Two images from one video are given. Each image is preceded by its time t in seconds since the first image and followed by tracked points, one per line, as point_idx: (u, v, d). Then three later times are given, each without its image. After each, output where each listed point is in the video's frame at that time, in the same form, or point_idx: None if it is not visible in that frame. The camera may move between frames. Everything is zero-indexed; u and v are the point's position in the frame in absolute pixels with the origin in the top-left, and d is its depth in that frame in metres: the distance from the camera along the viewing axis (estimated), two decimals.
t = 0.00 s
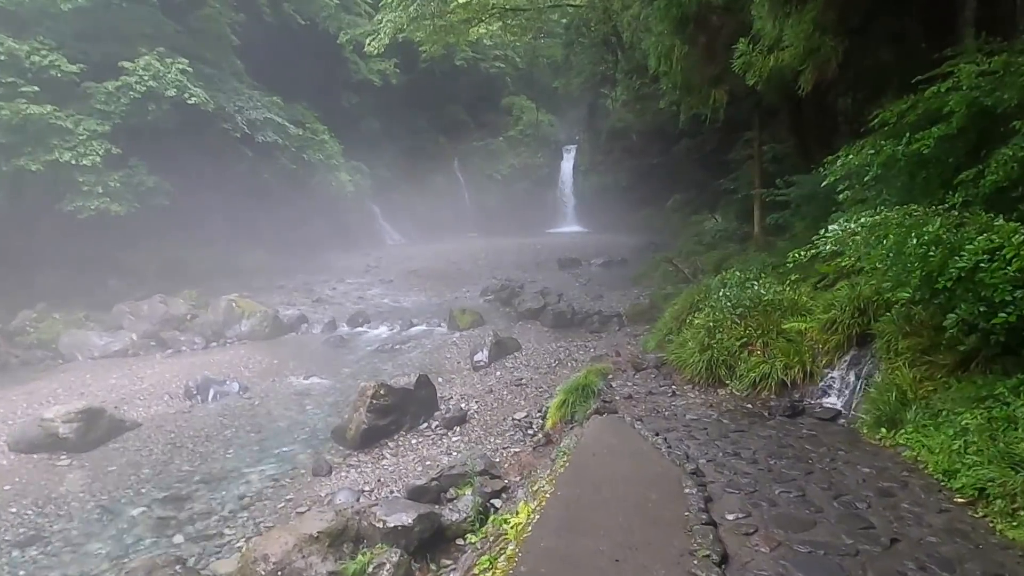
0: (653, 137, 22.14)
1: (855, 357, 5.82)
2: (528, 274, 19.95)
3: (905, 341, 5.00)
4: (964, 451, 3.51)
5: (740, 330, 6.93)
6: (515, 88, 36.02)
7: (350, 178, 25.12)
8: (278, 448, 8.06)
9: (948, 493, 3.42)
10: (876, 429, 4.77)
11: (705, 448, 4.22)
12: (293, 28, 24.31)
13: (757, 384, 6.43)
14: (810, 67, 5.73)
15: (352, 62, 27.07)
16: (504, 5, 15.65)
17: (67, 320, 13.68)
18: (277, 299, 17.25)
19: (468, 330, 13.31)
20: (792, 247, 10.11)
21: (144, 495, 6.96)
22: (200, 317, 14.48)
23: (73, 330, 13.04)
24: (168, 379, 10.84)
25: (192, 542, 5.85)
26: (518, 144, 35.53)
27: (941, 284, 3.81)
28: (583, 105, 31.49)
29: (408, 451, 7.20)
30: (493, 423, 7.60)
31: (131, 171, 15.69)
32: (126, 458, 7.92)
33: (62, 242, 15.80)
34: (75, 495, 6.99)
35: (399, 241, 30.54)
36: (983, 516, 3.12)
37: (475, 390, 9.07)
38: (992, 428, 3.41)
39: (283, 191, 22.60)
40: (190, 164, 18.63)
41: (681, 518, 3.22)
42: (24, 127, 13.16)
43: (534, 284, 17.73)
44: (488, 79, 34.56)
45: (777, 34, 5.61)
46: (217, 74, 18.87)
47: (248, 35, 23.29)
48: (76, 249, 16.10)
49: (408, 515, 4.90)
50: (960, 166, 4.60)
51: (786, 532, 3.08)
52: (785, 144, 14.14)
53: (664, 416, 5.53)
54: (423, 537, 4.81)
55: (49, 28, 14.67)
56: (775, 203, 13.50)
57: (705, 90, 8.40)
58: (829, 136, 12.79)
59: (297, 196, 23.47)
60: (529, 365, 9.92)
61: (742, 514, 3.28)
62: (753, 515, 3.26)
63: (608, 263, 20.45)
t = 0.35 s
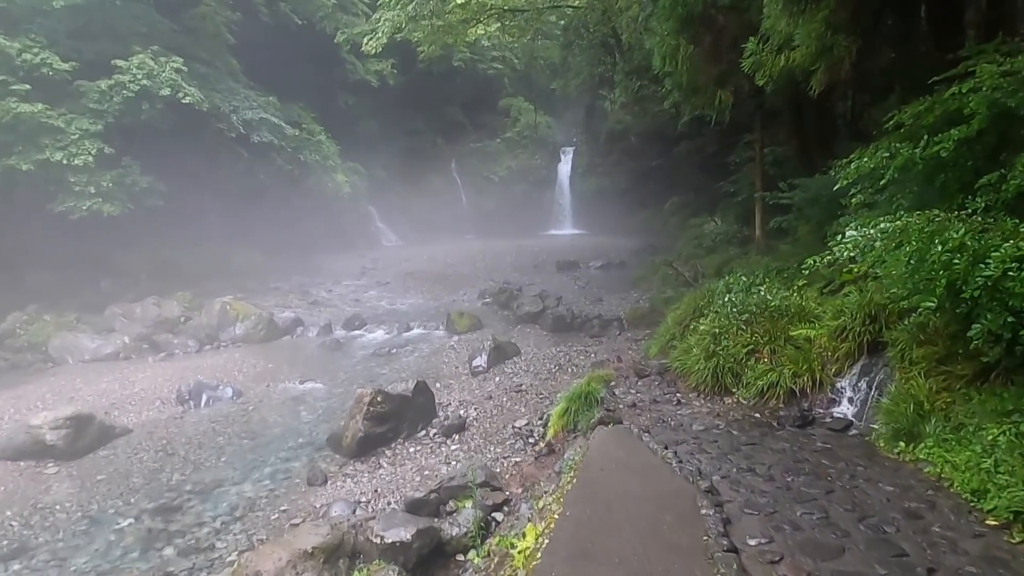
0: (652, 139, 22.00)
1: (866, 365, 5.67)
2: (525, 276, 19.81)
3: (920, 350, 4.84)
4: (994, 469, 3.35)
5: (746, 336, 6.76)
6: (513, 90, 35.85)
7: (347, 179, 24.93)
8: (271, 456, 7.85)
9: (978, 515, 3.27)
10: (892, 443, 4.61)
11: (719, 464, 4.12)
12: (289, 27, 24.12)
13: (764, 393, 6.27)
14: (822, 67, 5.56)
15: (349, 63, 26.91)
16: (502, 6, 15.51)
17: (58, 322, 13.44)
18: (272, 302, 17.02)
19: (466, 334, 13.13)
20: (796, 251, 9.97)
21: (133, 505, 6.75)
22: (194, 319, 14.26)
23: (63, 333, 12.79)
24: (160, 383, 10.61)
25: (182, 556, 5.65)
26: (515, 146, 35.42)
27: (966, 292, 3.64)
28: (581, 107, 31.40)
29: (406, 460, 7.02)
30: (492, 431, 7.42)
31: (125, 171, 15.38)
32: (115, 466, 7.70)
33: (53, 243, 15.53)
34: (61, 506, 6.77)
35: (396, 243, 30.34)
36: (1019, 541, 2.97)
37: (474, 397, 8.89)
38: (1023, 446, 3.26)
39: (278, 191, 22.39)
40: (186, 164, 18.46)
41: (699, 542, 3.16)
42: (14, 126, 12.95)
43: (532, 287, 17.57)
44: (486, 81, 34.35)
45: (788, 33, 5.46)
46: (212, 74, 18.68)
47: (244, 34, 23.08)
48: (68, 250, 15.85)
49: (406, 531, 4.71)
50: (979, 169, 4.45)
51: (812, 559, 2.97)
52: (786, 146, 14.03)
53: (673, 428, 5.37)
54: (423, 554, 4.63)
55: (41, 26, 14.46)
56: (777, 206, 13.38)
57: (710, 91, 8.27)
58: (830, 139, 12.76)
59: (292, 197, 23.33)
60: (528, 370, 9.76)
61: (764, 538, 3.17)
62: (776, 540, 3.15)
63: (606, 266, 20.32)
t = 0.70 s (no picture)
0: (650, 140, 21.81)
1: (875, 374, 5.48)
2: (523, 279, 19.59)
3: (934, 360, 4.64)
4: None
5: (750, 343, 6.56)
6: (510, 91, 35.62)
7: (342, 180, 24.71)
8: (261, 466, 7.62)
9: (1011, 543, 3.13)
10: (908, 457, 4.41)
11: (728, 481, 4.13)
12: (284, 28, 23.93)
13: (770, 402, 6.08)
14: (831, 64, 5.36)
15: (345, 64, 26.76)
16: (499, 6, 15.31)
17: (46, 327, 13.17)
18: (266, 305, 16.77)
19: (462, 338, 12.92)
20: (798, 254, 9.80)
21: (117, 519, 6.52)
22: (185, 323, 14.01)
23: (51, 338, 12.52)
24: (148, 390, 10.36)
25: (165, 574, 5.42)
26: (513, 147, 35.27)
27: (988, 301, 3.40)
28: (579, 108, 31.27)
29: (400, 471, 6.80)
30: (489, 440, 7.21)
31: (115, 173, 15.13)
32: (100, 477, 7.46)
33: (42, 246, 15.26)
34: (42, 519, 6.53)
35: (392, 245, 30.11)
36: None
37: (471, 404, 8.68)
38: None
39: (273, 193, 22.18)
40: (179, 167, 18.24)
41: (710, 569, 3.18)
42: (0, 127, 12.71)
43: (530, 289, 17.37)
44: (483, 82, 34.09)
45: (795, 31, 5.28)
46: (205, 74, 18.48)
47: (238, 35, 22.86)
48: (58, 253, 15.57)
49: (399, 549, 4.52)
50: (997, 170, 4.22)
51: None
52: (787, 148, 13.89)
53: (676, 440, 5.19)
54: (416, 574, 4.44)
55: (29, 25, 14.23)
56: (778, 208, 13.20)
57: (712, 91, 8.10)
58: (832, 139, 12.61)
59: (287, 199, 23.11)
60: (526, 376, 9.55)
61: (782, 568, 3.15)
62: (793, 571, 3.11)
63: (605, 268, 20.13)
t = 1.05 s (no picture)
0: (647, 139, 21.60)
1: (884, 376, 5.25)
2: (520, 280, 19.33)
3: (949, 361, 4.41)
4: None
5: (754, 343, 6.31)
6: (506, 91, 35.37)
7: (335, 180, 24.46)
8: (247, 473, 7.34)
9: None
10: (926, 465, 4.18)
11: (737, 493, 4.02)
12: (277, 26, 23.91)
13: (776, 405, 5.84)
14: (840, 51, 5.13)
15: (338, 62, 26.91)
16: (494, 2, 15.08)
17: (30, 330, 12.84)
18: (257, 307, 16.47)
19: (457, 340, 12.66)
20: (800, 253, 9.59)
21: (93, 530, 6.22)
22: (174, 326, 13.71)
23: (35, 341, 12.19)
24: (133, 394, 10.06)
25: None
26: (508, 148, 35.07)
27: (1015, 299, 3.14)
28: (575, 108, 31.08)
29: (391, 478, 6.53)
30: (484, 446, 6.94)
31: (103, 172, 14.87)
32: (78, 486, 7.16)
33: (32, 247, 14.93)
34: (14, 531, 6.22)
35: (387, 246, 29.82)
36: None
37: (465, 407, 8.42)
38: None
39: (266, 194, 21.94)
40: (170, 167, 17.93)
41: None
42: None
43: (526, 290, 17.09)
44: (478, 83, 33.90)
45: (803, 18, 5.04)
46: (195, 72, 18.33)
47: (229, 33, 22.69)
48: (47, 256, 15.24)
49: (385, 564, 4.40)
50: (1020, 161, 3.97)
51: None
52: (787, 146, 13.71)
53: (680, 448, 4.95)
54: None
55: (14, 21, 13.93)
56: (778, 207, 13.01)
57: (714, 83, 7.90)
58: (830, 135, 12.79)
59: (281, 199, 22.82)
60: (522, 378, 9.31)
61: None
62: None
63: (602, 268, 19.92)
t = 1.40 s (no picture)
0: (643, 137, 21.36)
1: (892, 377, 5.01)
2: (514, 279, 19.06)
3: (963, 360, 4.17)
4: None
5: (755, 342, 6.06)
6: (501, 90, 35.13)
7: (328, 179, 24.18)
8: (228, 479, 7.03)
9: None
10: (942, 471, 3.95)
11: (742, 503, 3.80)
12: (267, 22, 23.64)
13: (779, 407, 5.59)
14: (848, 33, 4.90)
15: (330, 60, 26.64)
16: None
17: (11, 331, 12.50)
18: (246, 307, 16.16)
19: (450, 340, 12.40)
20: (800, 250, 9.34)
21: (64, 540, 5.91)
22: (160, 326, 13.39)
23: (15, 343, 11.85)
24: (114, 396, 9.74)
25: None
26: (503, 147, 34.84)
27: None
28: (570, 106, 30.90)
29: (376, 484, 6.26)
30: (474, 450, 6.67)
31: (88, 169, 14.57)
32: (51, 493, 6.85)
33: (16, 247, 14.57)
34: None
35: (381, 245, 29.50)
36: None
37: (457, 409, 8.14)
38: None
39: (257, 193, 21.64)
40: (158, 164, 17.58)
41: None
42: None
43: (521, 289, 16.81)
44: (473, 81, 33.68)
45: None
46: (183, 69, 18.02)
47: (216, 29, 22.44)
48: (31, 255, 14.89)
49: None
50: None
51: None
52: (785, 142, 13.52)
53: (681, 455, 4.69)
54: None
55: None
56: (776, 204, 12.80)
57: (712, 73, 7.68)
58: (828, 128, 12.77)
59: (273, 198, 22.52)
60: (516, 378, 9.05)
61: None
62: None
63: (597, 267, 19.68)
